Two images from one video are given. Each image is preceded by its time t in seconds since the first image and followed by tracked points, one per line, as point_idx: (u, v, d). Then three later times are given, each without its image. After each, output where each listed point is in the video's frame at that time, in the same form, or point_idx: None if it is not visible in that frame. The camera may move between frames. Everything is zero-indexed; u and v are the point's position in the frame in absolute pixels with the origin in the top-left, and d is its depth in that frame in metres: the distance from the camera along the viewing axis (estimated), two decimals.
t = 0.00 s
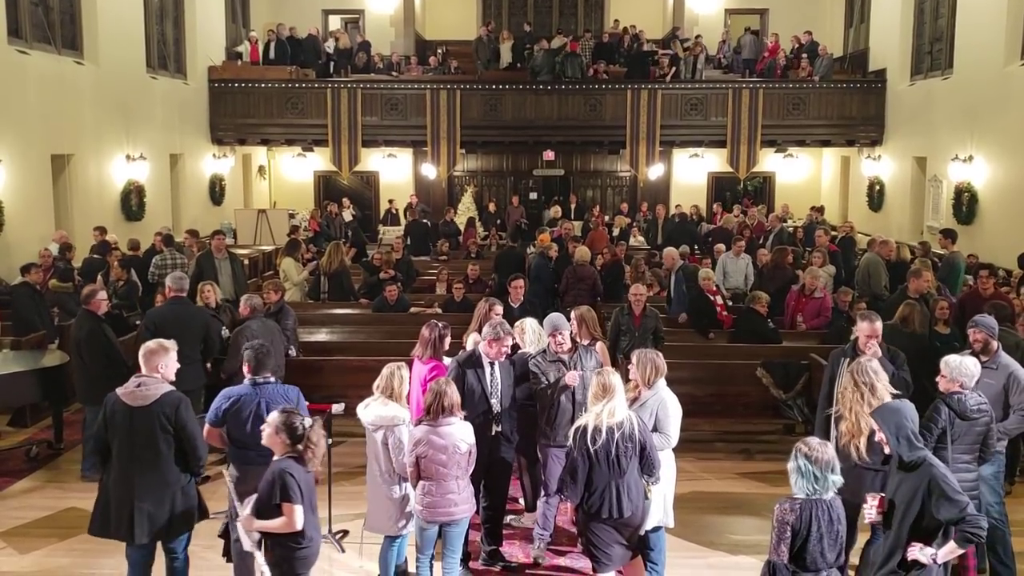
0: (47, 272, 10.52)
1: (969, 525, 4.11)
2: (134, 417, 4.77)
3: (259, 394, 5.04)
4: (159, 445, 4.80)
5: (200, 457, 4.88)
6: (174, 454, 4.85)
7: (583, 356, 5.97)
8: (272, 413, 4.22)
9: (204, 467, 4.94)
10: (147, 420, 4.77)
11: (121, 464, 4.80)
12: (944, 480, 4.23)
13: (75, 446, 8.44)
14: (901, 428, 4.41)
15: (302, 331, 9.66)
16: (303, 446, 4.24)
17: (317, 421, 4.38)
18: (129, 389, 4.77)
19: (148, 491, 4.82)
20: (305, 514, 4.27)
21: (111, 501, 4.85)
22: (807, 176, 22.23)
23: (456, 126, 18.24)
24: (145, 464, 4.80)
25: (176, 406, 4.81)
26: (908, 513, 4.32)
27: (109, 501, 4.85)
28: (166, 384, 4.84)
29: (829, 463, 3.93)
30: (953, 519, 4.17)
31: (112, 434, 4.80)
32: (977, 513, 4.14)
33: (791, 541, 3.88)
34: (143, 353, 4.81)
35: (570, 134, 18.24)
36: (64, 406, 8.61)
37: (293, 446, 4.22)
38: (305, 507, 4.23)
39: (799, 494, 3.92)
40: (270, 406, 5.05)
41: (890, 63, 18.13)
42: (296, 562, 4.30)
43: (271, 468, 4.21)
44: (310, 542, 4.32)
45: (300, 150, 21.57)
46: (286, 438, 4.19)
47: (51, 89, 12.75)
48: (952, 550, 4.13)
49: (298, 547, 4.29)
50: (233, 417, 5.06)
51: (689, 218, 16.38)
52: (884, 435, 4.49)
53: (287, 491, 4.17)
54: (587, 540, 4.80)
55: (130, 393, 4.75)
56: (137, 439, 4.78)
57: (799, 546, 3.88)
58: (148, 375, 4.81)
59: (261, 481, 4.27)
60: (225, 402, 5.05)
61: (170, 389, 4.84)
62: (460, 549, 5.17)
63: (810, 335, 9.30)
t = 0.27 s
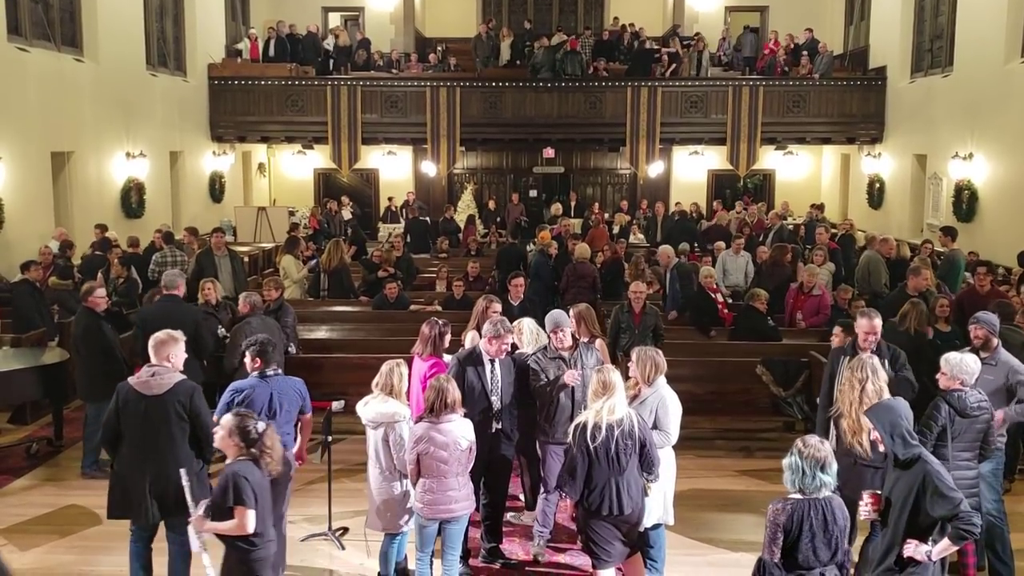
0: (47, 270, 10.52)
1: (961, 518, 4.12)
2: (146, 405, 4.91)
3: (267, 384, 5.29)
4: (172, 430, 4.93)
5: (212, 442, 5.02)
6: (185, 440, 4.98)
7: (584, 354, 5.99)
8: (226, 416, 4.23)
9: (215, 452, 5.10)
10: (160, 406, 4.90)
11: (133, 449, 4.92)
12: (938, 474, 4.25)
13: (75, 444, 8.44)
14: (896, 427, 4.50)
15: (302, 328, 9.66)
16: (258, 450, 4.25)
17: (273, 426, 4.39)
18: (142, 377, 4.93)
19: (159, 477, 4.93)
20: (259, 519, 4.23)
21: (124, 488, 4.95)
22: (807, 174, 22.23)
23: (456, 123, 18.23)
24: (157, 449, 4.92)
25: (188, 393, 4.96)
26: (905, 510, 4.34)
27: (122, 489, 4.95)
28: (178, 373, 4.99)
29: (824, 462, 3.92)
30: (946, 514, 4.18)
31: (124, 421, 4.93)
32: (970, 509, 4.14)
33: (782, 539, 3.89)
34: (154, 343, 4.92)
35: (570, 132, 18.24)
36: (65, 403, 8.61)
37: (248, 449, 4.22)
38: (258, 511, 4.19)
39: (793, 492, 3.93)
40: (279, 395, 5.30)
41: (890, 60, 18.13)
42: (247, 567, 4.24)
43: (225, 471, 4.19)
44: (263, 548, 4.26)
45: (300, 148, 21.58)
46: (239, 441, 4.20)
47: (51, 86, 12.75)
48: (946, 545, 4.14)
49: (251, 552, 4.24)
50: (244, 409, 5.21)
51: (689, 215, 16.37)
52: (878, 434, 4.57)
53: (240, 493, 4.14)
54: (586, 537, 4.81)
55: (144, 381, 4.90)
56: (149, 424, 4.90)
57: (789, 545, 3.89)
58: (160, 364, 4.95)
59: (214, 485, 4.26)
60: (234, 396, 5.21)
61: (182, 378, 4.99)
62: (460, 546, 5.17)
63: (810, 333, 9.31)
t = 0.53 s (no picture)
0: (48, 270, 10.53)
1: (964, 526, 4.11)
2: (147, 401, 5.03)
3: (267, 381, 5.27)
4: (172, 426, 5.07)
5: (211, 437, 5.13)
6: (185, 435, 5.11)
7: (584, 354, 5.91)
8: (174, 413, 4.22)
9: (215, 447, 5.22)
10: (160, 402, 5.03)
11: (135, 444, 5.07)
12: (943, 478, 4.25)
13: (76, 444, 8.44)
14: (898, 427, 4.41)
15: (302, 328, 9.66)
16: (206, 446, 4.25)
17: (221, 420, 4.39)
18: (143, 373, 5.01)
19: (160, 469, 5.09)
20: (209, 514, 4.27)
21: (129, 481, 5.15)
22: (807, 173, 22.23)
23: (456, 123, 18.23)
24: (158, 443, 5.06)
25: (188, 388, 5.07)
26: (904, 511, 4.32)
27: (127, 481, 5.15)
28: (178, 370, 5.08)
29: (822, 461, 3.92)
30: (947, 520, 4.16)
31: (126, 418, 5.07)
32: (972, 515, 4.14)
33: (775, 536, 3.91)
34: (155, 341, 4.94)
35: (570, 131, 18.23)
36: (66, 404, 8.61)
37: (196, 446, 4.22)
38: (209, 507, 4.23)
39: (789, 489, 3.94)
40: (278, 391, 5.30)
41: (891, 59, 18.13)
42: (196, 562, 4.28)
43: (173, 468, 4.20)
44: (210, 543, 4.31)
45: (300, 148, 21.58)
46: (188, 437, 4.20)
47: (52, 86, 12.76)
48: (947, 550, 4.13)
49: (200, 547, 4.28)
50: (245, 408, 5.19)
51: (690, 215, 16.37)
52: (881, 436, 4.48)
53: (191, 490, 4.16)
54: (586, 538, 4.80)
55: (144, 377, 5.00)
56: (150, 420, 5.04)
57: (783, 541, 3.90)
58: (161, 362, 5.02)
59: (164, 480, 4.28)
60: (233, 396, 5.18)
61: (182, 374, 5.10)
62: (460, 545, 5.17)
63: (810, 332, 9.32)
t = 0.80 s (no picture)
0: (47, 270, 10.52)
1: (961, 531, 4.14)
2: (139, 398, 5.10)
3: (251, 377, 5.33)
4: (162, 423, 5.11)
5: (200, 436, 5.16)
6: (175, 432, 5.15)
7: (584, 352, 5.88)
8: (119, 423, 4.18)
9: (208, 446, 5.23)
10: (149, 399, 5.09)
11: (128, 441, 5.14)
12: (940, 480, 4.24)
13: (75, 444, 8.44)
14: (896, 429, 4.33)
15: (302, 328, 9.65)
16: (154, 453, 4.23)
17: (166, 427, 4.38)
18: (134, 370, 5.10)
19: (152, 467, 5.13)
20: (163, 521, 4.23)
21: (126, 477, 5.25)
22: (807, 172, 22.23)
23: (456, 123, 18.22)
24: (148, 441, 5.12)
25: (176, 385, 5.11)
26: (902, 513, 4.31)
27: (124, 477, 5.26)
28: (168, 366, 5.15)
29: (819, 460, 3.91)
30: (944, 524, 4.18)
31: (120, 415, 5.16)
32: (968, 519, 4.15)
33: (770, 532, 3.93)
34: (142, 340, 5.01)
35: (570, 131, 18.22)
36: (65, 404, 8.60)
37: (145, 454, 4.20)
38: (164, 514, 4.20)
39: (786, 486, 3.95)
40: (263, 387, 5.36)
41: (890, 58, 18.13)
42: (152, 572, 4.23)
43: (123, 479, 4.15)
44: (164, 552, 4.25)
45: (300, 148, 21.57)
46: (135, 446, 4.17)
47: (51, 86, 12.74)
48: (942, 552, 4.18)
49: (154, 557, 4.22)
50: (226, 403, 5.29)
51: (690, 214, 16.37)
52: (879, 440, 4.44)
53: (146, 498, 4.12)
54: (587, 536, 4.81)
55: (135, 374, 5.09)
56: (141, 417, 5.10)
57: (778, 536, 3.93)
58: (151, 359, 5.10)
59: (114, 490, 4.22)
60: (217, 392, 5.29)
61: (172, 370, 5.17)
62: (461, 545, 5.17)
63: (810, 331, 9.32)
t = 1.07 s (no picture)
0: (45, 270, 10.52)
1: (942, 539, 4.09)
2: (130, 391, 5.20)
3: (240, 371, 5.45)
4: (153, 417, 5.23)
5: (190, 429, 5.26)
6: (167, 425, 5.26)
7: (584, 352, 5.88)
8: (60, 426, 3.95)
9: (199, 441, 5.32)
10: (141, 393, 5.20)
11: (121, 433, 5.25)
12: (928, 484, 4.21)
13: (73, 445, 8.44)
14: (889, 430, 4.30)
15: (301, 328, 9.66)
16: (93, 459, 3.99)
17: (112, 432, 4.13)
18: (126, 364, 5.19)
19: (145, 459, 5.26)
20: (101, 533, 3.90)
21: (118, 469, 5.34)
22: (805, 171, 22.24)
23: (454, 122, 18.21)
24: (141, 434, 5.23)
25: (168, 381, 5.21)
26: (893, 514, 4.31)
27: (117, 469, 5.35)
28: (160, 361, 5.24)
29: (812, 458, 3.92)
30: (927, 530, 4.15)
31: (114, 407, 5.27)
32: (950, 525, 4.12)
33: (764, 528, 3.94)
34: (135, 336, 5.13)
35: (568, 130, 18.22)
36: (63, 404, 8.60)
37: (84, 459, 3.96)
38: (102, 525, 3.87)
39: (778, 484, 3.96)
40: (252, 383, 5.44)
41: (888, 57, 18.14)
42: None
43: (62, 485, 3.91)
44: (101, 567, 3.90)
45: (298, 148, 21.56)
46: (74, 451, 3.94)
47: (48, 86, 12.74)
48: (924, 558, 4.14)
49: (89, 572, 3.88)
50: (216, 396, 5.43)
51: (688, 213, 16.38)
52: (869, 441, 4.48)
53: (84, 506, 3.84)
54: (586, 536, 4.83)
55: (126, 368, 5.18)
56: (134, 411, 5.22)
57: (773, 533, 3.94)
58: (144, 354, 5.20)
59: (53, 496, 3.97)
60: (208, 385, 5.44)
61: (164, 365, 5.26)
62: (460, 544, 5.16)
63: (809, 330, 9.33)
